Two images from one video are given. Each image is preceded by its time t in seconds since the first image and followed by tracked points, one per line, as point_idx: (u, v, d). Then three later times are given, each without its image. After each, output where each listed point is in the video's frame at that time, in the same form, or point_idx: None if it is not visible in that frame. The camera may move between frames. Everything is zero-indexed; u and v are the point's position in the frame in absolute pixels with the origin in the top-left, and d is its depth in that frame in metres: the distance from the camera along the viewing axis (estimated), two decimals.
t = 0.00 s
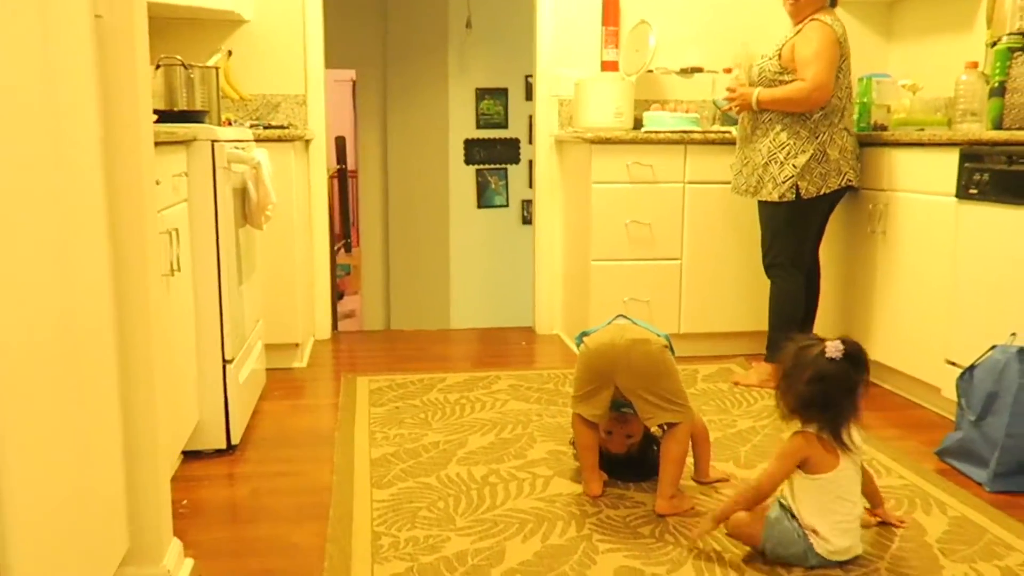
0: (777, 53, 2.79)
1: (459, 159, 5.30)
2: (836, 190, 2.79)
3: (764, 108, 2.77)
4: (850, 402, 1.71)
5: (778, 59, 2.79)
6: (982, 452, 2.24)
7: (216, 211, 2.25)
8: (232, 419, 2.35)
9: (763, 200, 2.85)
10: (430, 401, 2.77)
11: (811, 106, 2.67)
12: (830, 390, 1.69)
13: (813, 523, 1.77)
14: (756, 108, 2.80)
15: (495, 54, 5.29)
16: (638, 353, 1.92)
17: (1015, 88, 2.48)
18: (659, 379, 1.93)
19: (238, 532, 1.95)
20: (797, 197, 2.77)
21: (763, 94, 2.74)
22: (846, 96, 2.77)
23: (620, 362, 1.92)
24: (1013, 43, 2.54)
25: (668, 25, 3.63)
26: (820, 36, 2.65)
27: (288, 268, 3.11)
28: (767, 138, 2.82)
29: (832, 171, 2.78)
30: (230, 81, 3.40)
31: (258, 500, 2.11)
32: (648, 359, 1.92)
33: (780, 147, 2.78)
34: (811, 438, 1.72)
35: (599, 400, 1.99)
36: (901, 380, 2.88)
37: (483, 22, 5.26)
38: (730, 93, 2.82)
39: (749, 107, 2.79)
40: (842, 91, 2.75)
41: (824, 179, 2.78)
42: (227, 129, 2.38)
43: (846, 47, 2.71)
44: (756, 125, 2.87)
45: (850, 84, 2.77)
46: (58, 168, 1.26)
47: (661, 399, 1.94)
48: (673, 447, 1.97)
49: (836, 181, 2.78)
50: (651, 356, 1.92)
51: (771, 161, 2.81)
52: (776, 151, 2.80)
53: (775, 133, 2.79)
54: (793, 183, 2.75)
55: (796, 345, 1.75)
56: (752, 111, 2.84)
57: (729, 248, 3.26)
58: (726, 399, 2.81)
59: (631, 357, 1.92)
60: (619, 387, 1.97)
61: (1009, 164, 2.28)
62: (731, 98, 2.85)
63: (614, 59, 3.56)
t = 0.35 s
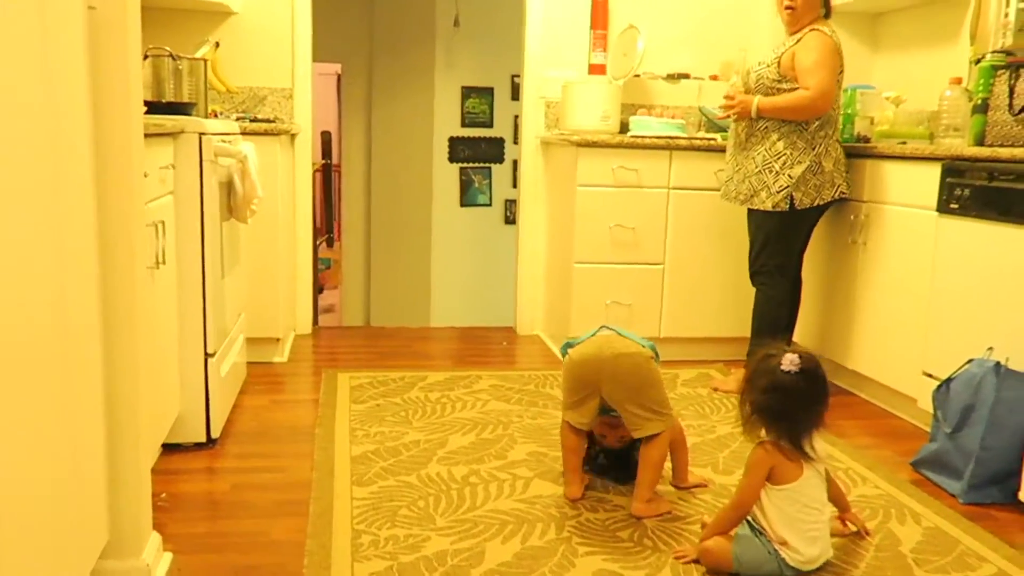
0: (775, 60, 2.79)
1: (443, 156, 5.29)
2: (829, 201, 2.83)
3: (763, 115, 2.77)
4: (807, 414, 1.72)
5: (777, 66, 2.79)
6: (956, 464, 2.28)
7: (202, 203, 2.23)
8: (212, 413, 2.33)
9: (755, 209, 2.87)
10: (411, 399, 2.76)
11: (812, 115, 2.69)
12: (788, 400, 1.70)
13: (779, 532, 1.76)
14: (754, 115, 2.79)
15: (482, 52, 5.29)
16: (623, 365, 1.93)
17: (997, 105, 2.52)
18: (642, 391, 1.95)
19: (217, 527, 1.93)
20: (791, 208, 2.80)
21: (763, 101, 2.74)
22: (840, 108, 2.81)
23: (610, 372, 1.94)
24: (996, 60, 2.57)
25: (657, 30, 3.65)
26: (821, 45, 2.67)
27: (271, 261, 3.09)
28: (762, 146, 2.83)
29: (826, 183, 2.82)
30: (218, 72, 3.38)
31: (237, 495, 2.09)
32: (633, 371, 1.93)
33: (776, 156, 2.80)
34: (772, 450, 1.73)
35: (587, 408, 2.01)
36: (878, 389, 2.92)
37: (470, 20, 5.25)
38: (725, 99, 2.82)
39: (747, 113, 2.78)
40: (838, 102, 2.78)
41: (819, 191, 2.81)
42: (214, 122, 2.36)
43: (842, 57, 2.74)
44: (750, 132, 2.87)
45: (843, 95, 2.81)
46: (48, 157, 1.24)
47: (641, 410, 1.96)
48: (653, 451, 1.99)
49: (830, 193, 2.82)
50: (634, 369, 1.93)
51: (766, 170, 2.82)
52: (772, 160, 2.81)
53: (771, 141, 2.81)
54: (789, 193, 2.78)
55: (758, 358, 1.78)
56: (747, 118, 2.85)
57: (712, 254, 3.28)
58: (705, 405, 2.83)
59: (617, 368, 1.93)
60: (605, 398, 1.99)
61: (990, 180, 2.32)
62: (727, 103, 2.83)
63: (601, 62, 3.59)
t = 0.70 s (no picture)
0: (781, 72, 2.80)
1: (440, 162, 5.27)
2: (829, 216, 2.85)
3: (766, 127, 2.78)
4: (803, 420, 1.73)
5: (783, 79, 2.80)
6: (947, 479, 2.28)
7: (199, 202, 2.21)
8: (204, 413, 2.31)
9: (755, 221, 2.88)
10: (404, 404, 2.75)
11: (817, 128, 2.70)
12: (786, 408, 1.71)
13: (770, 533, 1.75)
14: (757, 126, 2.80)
15: (481, 59, 5.29)
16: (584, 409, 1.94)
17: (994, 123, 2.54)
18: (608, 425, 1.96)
19: (207, 527, 1.91)
20: (792, 221, 2.80)
21: (769, 113, 2.75)
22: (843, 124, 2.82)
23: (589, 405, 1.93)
24: (995, 78, 2.63)
25: (656, 41, 3.66)
26: (828, 59, 2.68)
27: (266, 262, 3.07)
28: (765, 159, 2.84)
29: (827, 198, 2.83)
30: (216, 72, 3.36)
31: (228, 496, 2.07)
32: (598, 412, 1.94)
33: (778, 169, 2.80)
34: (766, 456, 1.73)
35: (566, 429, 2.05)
36: (871, 404, 2.93)
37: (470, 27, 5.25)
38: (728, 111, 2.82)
39: (751, 123, 2.79)
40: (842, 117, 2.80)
41: (820, 206, 2.82)
42: (212, 120, 2.35)
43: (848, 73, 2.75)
44: (753, 144, 2.88)
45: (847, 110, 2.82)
46: (47, 148, 1.23)
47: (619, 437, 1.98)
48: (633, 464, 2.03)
49: (830, 208, 2.84)
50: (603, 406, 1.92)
51: (768, 183, 2.83)
52: (774, 173, 2.82)
53: (774, 154, 2.81)
54: (791, 207, 2.79)
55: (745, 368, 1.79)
56: (750, 130, 2.85)
57: (707, 265, 3.28)
58: (698, 415, 2.83)
59: (583, 411, 1.94)
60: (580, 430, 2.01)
61: (986, 197, 2.33)
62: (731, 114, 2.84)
63: (600, 71, 3.60)
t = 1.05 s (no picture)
0: (775, 87, 2.82)
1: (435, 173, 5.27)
2: (821, 232, 2.86)
3: (759, 141, 2.79)
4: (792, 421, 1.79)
5: (776, 94, 2.81)
6: (940, 495, 2.28)
7: (195, 209, 2.21)
8: (196, 421, 2.30)
9: (747, 235, 2.89)
10: (397, 414, 2.74)
11: (809, 145, 2.71)
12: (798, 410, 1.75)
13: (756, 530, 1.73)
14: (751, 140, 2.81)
15: (479, 72, 5.30)
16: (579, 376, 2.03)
17: (988, 140, 2.56)
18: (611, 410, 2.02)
19: (197, 536, 1.90)
20: (783, 236, 2.82)
21: (762, 128, 2.76)
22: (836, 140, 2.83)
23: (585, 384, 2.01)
24: (989, 96, 2.64)
25: (652, 55, 3.68)
26: (821, 75, 2.68)
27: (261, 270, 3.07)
28: (757, 173, 2.85)
29: (818, 214, 2.84)
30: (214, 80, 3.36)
31: (218, 504, 2.06)
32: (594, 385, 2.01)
33: (770, 183, 2.81)
34: (784, 455, 1.71)
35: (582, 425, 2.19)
36: (864, 419, 2.92)
37: (468, 40, 5.28)
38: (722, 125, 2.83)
39: (744, 138, 2.80)
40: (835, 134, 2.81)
41: (810, 221, 2.84)
42: (209, 128, 2.35)
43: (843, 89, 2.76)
44: (746, 158, 2.89)
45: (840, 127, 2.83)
46: (43, 151, 1.22)
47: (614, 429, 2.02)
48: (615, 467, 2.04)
49: (822, 223, 2.85)
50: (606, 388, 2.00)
51: (760, 197, 2.84)
52: (766, 187, 2.83)
53: (766, 168, 2.83)
54: (782, 222, 2.80)
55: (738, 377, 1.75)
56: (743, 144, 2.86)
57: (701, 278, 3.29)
58: (691, 428, 2.83)
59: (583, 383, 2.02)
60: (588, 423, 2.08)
61: (981, 214, 2.34)
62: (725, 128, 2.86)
63: (596, 85, 3.62)
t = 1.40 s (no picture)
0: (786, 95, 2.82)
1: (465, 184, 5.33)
2: (830, 238, 2.83)
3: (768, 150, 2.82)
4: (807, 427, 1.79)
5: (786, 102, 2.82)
6: (970, 506, 2.26)
7: (225, 219, 2.26)
8: (226, 428, 2.34)
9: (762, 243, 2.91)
10: (424, 422, 2.77)
11: (811, 151, 2.70)
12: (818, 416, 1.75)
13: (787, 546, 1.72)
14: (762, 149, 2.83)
15: (507, 83, 5.35)
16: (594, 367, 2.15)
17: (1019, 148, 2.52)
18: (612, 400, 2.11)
19: (225, 542, 1.94)
20: (791, 243, 2.83)
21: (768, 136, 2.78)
22: (847, 146, 2.81)
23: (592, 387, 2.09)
24: (1019, 103, 2.61)
25: (678, 65, 3.68)
26: (828, 83, 2.67)
27: (291, 279, 3.12)
28: (768, 182, 2.89)
29: (827, 220, 2.82)
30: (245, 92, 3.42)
31: (247, 511, 2.09)
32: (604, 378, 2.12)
33: (780, 191, 2.83)
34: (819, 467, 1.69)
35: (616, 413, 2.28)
36: (893, 429, 2.90)
37: (496, 51, 5.32)
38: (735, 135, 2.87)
39: (754, 146, 2.82)
40: (846, 141, 2.79)
41: (820, 228, 2.82)
42: (240, 140, 2.40)
43: (854, 96, 2.73)
44: (761, 167, 2.92)
45: (854, 134, 2.80)
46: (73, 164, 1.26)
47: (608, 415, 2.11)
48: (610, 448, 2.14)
49: (830, 230, 2.82)
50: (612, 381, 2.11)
51: (771, 205, 2.86)
52: (775, 195, 2.86)
53: (776, 177, 2.86)
54: (790, 229, 2.81)
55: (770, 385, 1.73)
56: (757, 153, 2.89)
57: (728, 287, 3.28)
58: (718, 438, 2.82)
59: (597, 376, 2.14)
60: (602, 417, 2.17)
61: (1010, 222, 2.32)
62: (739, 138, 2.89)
63: (624, 95, 3.62)
